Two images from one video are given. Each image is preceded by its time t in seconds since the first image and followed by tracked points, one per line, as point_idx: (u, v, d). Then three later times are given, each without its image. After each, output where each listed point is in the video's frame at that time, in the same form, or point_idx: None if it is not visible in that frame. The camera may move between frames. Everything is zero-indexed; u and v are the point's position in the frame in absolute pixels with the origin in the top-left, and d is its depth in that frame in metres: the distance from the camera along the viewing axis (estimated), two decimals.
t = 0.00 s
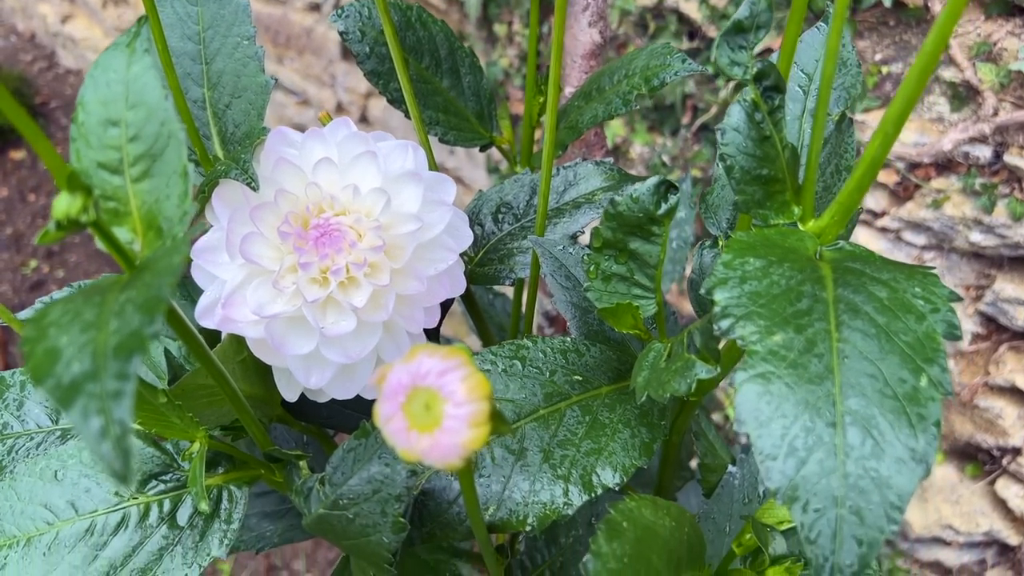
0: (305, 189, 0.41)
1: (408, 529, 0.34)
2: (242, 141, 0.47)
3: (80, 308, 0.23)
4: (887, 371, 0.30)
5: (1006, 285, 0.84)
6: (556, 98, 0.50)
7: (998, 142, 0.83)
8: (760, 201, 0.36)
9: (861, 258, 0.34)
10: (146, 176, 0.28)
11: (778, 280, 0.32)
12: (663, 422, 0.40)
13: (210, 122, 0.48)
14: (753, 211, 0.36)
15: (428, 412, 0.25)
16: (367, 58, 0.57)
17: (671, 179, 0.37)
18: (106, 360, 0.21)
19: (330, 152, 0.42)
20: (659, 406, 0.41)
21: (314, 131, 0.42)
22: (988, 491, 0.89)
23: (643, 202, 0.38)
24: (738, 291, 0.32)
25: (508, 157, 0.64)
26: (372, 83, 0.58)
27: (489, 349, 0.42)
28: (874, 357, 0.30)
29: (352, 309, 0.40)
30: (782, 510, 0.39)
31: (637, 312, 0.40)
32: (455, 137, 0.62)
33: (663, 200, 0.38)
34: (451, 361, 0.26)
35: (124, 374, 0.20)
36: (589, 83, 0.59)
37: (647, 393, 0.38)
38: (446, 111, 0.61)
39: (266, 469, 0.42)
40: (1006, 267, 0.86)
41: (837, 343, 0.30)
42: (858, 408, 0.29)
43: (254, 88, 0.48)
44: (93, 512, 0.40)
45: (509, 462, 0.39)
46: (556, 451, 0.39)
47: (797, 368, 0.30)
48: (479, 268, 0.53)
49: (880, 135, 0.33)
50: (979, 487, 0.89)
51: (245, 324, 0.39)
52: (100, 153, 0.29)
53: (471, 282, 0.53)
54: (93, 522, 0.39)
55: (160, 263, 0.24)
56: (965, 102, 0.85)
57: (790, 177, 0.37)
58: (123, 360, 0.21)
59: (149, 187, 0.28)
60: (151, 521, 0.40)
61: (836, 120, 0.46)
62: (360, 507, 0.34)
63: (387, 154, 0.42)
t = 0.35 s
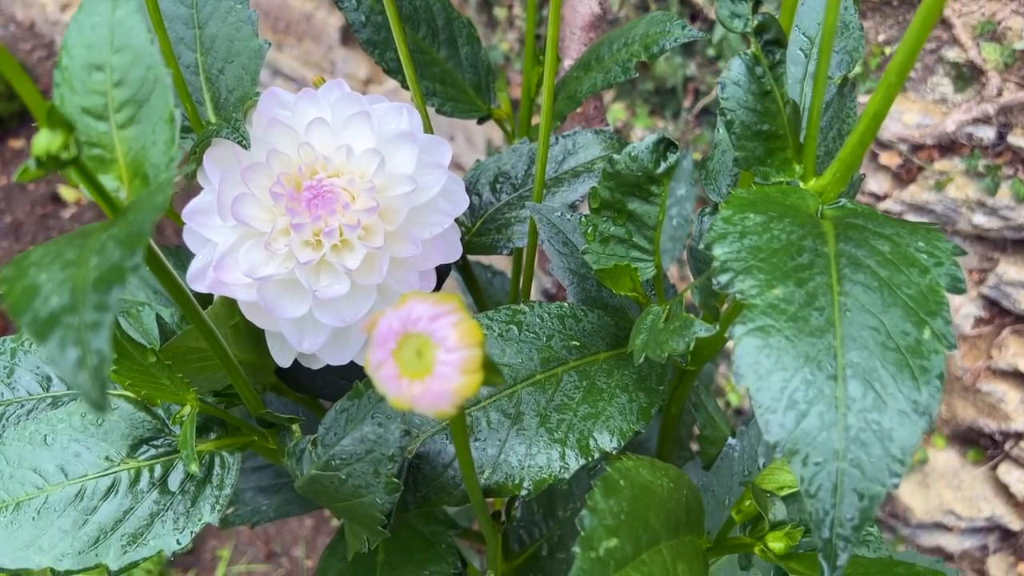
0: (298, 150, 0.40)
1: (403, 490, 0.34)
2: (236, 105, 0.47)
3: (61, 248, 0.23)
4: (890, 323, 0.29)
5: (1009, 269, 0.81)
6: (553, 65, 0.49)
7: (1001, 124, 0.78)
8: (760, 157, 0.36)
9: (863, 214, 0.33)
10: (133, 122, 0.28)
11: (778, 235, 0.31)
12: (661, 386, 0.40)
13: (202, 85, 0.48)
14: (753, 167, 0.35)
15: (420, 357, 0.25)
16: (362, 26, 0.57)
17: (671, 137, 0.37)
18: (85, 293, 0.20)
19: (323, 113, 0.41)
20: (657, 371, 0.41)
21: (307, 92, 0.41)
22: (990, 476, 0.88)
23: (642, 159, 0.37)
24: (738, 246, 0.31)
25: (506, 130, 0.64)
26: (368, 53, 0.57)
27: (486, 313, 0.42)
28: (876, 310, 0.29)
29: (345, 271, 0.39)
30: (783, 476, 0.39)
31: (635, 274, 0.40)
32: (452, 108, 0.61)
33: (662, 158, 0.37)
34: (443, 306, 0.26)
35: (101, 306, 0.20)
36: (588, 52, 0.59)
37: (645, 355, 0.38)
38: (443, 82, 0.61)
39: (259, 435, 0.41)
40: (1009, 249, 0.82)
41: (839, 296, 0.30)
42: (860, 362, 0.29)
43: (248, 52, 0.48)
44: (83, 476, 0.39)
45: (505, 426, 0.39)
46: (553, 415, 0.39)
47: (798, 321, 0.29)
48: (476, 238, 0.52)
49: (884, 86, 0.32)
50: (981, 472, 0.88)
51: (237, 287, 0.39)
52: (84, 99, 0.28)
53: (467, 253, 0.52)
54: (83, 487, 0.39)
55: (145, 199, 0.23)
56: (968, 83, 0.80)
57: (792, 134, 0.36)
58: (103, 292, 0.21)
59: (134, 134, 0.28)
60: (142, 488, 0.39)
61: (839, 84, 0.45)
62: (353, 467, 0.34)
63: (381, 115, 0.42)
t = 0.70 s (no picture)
0: (285, 122, 0.40)
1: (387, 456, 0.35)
2: (224, 78, 0.47)
3: (40, 205, 0.23)
4: (868, 286, 0.30)
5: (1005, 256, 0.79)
6: (540, 42, 0.48)
7: (998, 109, 0.76)
8: (744, 125, 0.36)
9: (845, 181, 0.33)
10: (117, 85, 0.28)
11: (759, 202, 0.32)
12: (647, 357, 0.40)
13: (192, 60, 0.48)
14: (736, 135, 0.36)
15: (399, 315, 0.25)
16: (354, 4, 0.57)
17: (655, 107, 0.37)
18: (61, 240, 0.21)
19: (311, 86, 0.41)
20: (643, 342, 0.41)
21: (294, 65, 0.41)
22: (987, 462, 0.85)
23: (627, 129, 0.37)
24: (719, 212, 0.31)
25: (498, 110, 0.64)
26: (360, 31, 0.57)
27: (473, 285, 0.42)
28: (856, 273, 0.30)
29: (333, 243, 0.39)
30: (767, 446, 0.40)
31: (621, 246, 0.40)
32: (443, 87, 0.62)
33: (647, 128, 0.37)
34: (422, 266, 0.26)
35: (76, 254, 0.21)
36: (580, 31, 0.59)
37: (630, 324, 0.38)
38: (435, 60, 0.61)
39: (247, 407, 0.42)
40: (1006, 235, 0.80)
41: (818, 260, 0.30)
42: (839, 324, 0.29)
43: (239, 27, 0.48)
44: (74, 445, 0.40)
45: (491, 396, 0.39)
46: (539, 385, 0.39)
47: (777, 284, 0.29)
48: (467, 215, 0.53)
49: (864, 53, 0.32)
50: (978, 458, 0.85)
51: (225, 258, 0.39)
52: (67, 61, 0.28)
53: (457, 230, 0.52)
54: (73, 456, 0.39)
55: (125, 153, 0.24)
56: (965, 68, 0.78)
57: (776, 104, 0.36)
58: (81, 240, 0.22)
59: (118, 97, 0.28)
60: (131, 457, 0.40)
61: (824, 59, 0.46)
62: (338, 433, 0.35)
63: (369, 88, 0.42)
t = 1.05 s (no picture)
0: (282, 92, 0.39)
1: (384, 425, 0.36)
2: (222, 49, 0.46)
3: (34, 158, 0.25)
4: (869, 251, 0.29)
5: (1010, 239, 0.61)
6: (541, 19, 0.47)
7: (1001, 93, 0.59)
8: (744, 95, 0.36)
9: (845, 147, 0.33)
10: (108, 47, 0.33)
11: (759, 167, 0.31)
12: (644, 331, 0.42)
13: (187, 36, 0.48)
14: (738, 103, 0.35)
15: (395, 275, 0.25)
16: None
17: (654, 78, 0.38)
18: (52, 188, 0.23)
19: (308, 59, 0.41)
20: (643, 317, 0.43)
21: (291, 37, 0.41)
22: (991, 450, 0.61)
23: (626, 98, 0.38)
24: (720, 176, 0.31)
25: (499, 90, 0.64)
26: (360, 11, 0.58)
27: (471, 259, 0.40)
28: (857, 234, 0.30)
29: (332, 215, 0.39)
30: (768, 419, 0.41)
31: (619, 218, 0.40)
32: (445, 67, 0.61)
33: (646, 97, 0.38)
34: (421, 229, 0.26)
35: (67, 201, 0.23)
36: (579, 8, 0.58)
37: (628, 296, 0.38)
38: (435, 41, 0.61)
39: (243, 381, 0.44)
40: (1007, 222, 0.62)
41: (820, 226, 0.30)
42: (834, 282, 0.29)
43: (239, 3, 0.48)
44: (74, 416, 0.42)
45: (489, 368, 0.39)
46: (538, 357, 0.40)
47: (782, 252, 0.29)
48: (465, 191, 0.52)
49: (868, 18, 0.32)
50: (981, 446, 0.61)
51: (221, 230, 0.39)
52: (62, 21, 0.32)
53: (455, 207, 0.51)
54: (69, 428, 0.41)
55: (116, 109, 0.26)
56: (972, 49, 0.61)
57: (775, 71, 0.36)
58: (70, 189, 0.23)
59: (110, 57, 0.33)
60: (127, 430, 0.42)
61: (825, 33, 0.46)
62: (336, 402, 0.36)
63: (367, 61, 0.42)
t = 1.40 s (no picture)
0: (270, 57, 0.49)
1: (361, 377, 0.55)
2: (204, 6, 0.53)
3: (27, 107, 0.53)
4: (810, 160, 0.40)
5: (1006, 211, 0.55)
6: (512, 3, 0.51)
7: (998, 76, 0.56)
8: (732, 47, 0.55)
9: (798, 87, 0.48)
10: None
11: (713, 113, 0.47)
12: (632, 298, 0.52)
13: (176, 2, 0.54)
14: (725, 58, 0.55)
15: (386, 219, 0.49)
16: None
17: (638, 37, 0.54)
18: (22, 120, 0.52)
19: (295, 18, 0.49)
20: (634, 285, 0.52)
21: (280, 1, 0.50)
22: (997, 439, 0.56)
23: (615, 52, 0.54)
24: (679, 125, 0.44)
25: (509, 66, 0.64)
26: None
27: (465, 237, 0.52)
28: (838, 182, 0.53)
29: (314, 167, 0.50)
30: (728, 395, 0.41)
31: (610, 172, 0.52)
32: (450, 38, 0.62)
33: (634, 53, 0.54)
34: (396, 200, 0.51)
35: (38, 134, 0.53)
36: None
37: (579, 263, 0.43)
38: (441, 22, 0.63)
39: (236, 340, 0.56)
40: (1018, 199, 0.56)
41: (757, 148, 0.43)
42: (821, 236, 0.53)
43: None
44: (54, 378, 0.56)
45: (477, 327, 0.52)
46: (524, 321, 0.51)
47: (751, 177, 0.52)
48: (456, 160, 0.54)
49: None
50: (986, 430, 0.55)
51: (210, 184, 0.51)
52: None
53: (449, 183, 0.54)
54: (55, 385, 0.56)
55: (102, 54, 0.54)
56: (963, 33, 0.56)
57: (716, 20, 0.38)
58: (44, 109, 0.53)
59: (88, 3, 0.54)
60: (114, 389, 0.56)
61: None
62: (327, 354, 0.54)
63: (361, 22, 0.51)
